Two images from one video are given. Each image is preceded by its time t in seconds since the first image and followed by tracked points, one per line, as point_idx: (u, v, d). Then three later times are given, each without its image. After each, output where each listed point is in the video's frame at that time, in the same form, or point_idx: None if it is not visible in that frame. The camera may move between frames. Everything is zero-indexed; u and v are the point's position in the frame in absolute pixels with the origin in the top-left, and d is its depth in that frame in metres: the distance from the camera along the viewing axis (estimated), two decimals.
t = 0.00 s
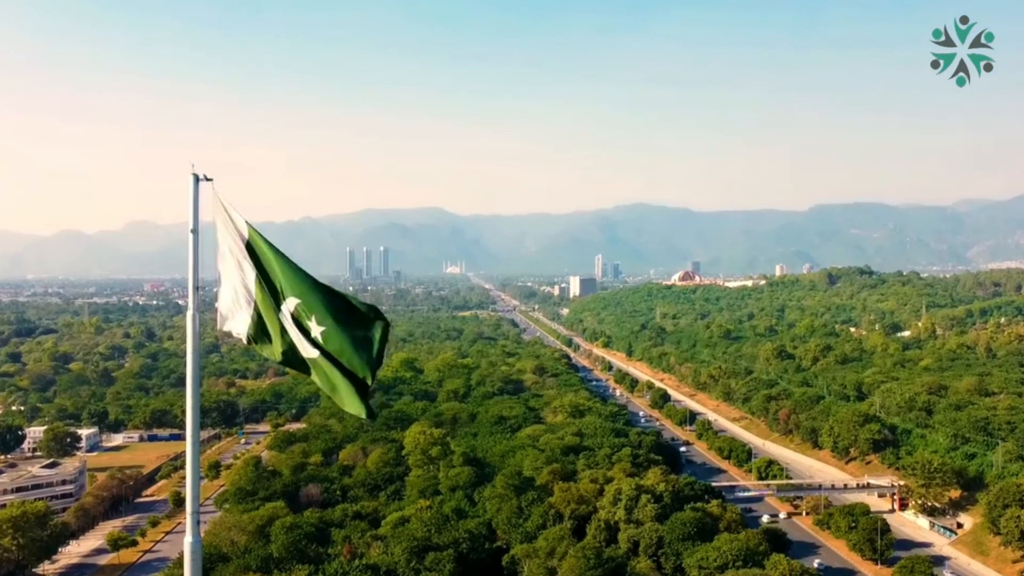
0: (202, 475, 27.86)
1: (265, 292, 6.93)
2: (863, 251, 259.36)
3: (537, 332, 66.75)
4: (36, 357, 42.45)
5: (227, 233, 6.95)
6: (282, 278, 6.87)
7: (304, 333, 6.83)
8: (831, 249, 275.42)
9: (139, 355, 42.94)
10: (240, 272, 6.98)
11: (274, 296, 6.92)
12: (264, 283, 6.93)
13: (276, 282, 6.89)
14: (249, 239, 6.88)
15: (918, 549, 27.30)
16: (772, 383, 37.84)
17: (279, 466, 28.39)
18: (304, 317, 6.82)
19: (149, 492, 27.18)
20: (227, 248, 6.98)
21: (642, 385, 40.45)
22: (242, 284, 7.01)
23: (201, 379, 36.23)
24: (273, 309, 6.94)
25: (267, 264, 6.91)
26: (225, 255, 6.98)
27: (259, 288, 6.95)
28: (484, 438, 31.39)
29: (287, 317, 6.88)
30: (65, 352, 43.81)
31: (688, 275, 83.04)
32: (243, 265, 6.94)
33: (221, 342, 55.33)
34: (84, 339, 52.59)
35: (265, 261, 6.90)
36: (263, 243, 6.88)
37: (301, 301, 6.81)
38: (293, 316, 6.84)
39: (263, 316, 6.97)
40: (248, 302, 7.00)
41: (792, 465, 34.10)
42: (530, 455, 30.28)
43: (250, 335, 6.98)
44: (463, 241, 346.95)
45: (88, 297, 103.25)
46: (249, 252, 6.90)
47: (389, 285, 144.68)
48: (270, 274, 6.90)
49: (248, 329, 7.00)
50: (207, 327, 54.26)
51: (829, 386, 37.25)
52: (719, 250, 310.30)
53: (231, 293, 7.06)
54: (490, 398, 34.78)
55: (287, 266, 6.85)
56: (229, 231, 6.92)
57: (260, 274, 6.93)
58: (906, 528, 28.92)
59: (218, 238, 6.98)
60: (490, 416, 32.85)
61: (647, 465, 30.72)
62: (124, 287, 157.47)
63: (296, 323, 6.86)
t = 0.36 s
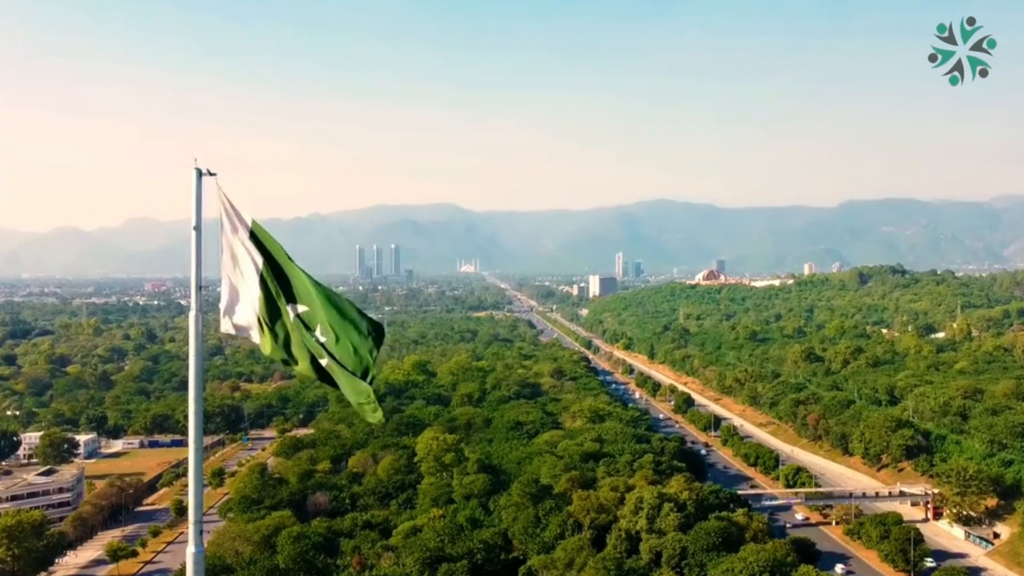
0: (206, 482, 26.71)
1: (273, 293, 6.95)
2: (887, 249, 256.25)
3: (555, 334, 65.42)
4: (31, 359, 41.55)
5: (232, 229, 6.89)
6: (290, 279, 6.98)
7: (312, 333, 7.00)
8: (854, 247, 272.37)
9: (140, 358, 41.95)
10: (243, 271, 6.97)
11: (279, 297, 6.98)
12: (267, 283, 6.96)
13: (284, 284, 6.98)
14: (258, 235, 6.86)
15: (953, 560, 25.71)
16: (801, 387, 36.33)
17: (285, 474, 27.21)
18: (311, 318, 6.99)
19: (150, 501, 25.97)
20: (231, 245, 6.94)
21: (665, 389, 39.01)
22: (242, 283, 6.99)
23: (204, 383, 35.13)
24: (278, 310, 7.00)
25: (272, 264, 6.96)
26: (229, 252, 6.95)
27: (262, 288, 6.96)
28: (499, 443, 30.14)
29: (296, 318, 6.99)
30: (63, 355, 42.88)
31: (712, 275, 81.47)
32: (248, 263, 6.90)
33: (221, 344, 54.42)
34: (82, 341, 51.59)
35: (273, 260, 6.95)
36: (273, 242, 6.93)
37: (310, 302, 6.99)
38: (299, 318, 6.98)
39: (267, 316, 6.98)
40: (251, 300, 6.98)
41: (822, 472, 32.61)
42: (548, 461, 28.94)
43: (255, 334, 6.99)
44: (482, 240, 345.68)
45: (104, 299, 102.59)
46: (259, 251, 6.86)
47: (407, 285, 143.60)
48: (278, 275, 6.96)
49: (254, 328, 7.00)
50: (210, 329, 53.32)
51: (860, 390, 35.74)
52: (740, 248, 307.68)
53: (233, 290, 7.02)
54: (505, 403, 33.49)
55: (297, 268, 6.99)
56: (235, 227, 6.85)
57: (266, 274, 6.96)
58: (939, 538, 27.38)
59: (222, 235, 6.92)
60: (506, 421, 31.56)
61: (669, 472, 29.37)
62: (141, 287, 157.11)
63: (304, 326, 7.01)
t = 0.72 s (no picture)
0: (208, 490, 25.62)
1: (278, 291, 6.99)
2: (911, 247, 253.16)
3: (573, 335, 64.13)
4: (27, 362, 40.61)
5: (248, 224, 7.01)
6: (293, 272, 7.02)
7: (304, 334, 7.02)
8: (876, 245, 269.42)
9: (141, 360, 40.98)
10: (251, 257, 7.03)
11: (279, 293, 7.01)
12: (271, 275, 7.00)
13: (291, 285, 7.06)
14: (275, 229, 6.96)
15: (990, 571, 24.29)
16: (829, 391, 34.92)
17: (292, 481, 26.09)
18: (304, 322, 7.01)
19: (150, 509, 24.72)
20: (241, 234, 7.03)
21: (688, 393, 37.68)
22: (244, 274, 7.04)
23: (208, 387, 34.08)
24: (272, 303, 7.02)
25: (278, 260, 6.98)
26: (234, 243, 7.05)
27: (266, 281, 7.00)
28: (514, 450, 28.90)
29: (293, 318, 7.01)
30: (60, 357, 41.96)
31: (737, 274, 79.95)
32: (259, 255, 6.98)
33: (226, 345, 53.39)
34: (82, 343, 50.66)
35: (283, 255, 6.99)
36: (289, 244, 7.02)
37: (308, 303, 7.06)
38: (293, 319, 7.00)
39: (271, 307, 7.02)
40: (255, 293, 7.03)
41: (851, 480, 31.18)
42: (566, 468, 27.75)
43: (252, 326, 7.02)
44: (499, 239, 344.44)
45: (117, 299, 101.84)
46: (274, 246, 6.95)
47: (424, 284, 142.51)
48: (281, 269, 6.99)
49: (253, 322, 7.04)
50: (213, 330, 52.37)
51: (891, 393, 34.32)
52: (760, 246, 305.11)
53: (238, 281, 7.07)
54: (521, 407, 32.26)
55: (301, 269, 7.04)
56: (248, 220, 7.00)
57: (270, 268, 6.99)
58: (972, 547, 25.91)
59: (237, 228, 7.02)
60: (522, 426, 30.36)
61: (692, 479, 28.08)
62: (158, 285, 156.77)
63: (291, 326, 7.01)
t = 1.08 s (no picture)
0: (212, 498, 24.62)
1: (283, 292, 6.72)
2: (933, 246, 250.18)
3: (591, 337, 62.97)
4: (24, 364, 39.81)
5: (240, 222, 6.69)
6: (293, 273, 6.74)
7: (317, 333, 6.78)
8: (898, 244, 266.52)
9: (141, 363, 40.08)
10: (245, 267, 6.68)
11: (288, 291, 6.75)
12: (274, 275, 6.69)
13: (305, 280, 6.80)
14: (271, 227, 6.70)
15: None
16: (858, 395, 33.66)
17: (299, 488, 25.05)
18: (317, 320, 6.80)
19: (152, 518, 23.69)
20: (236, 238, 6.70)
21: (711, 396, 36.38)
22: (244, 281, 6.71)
23: (212, 390, 33.14)
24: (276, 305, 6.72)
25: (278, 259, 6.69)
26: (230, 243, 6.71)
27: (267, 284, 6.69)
28: (531, 456, 27.80)
29: (305, 313, 6.79)
30: (58, 359, 41.18)
31: (762, 273, 78.54)
32: (258, 257, 6.66)
33: (230, 347, 52.48)
34: (80, 345, 49.72)
35: (283, 251, 6.71)
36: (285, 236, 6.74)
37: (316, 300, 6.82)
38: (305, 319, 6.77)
39: (275, 312, 6.72)
40: (256, 297, 6.69)
41: (880, 487, 29.84)
42: (584, 475, 26.62)
43: (260, 333, 6.68)
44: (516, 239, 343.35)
45: (128, 300, 101.30)
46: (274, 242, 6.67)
47: (440, 284, 141.65)
48: (282, 269, 6.70)
49: (258, 330, 6.70)
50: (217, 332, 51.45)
51: (922, 398, 32.98)
52: (780, 246, 302.68)
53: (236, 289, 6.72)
54: (537, 411, 31.16)
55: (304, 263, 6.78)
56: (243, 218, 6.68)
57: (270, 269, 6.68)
58: (1009, 559, 24.51)
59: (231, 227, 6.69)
60: (539, 431, 29.24)
61: (716, 487, 26.91)
62: (173, 284, 156.72)
63: (304, 326, 6.79)
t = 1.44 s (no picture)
0: (215, 505, 23.71)
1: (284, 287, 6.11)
2: (955, 244, 247.31)
3: (609, 338, 61.89)
4: (21, 367, 39.09)
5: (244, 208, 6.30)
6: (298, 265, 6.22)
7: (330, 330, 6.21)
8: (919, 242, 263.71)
9: (142, 366, 39.26)
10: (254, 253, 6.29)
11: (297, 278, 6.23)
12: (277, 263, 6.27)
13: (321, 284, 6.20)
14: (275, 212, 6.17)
15: None
16: (886, 398, 32.47)
17: (305, 496, 24.10)
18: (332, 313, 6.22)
19: (153, 526, 22.71)
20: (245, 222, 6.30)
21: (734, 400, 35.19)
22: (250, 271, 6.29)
23: (215, 394, 32.29)
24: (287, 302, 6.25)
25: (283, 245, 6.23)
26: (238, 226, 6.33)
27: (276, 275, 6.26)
28: (546, 462, 26.78)
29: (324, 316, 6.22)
30: (55, 362, 40.45)
31: (786, 271, 77.20)
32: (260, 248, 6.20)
33: (234, 348, 51.61)
34: (80, 347, 48.93)
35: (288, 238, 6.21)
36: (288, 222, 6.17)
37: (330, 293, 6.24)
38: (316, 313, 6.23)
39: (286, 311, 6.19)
40: (256, 296, 6.25)
41: (908, 494, 28.59)
42: (602, 482, 25.54)
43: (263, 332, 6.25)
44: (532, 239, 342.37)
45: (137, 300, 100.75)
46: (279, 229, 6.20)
47: (454, 283, 140.73)
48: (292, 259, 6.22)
49: (264, 329, 6.25)
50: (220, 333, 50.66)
51: (953, 402, 31.69)
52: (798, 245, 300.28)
53: (245, 287, 6.31)
54: (553, 416, 30.12)
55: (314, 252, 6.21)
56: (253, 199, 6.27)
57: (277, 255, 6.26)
58: None
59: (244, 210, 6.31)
60: (555, 436, 28.19)
61: (739, 494, 25.82)
62: (179, 283, 156.36)
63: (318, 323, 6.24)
